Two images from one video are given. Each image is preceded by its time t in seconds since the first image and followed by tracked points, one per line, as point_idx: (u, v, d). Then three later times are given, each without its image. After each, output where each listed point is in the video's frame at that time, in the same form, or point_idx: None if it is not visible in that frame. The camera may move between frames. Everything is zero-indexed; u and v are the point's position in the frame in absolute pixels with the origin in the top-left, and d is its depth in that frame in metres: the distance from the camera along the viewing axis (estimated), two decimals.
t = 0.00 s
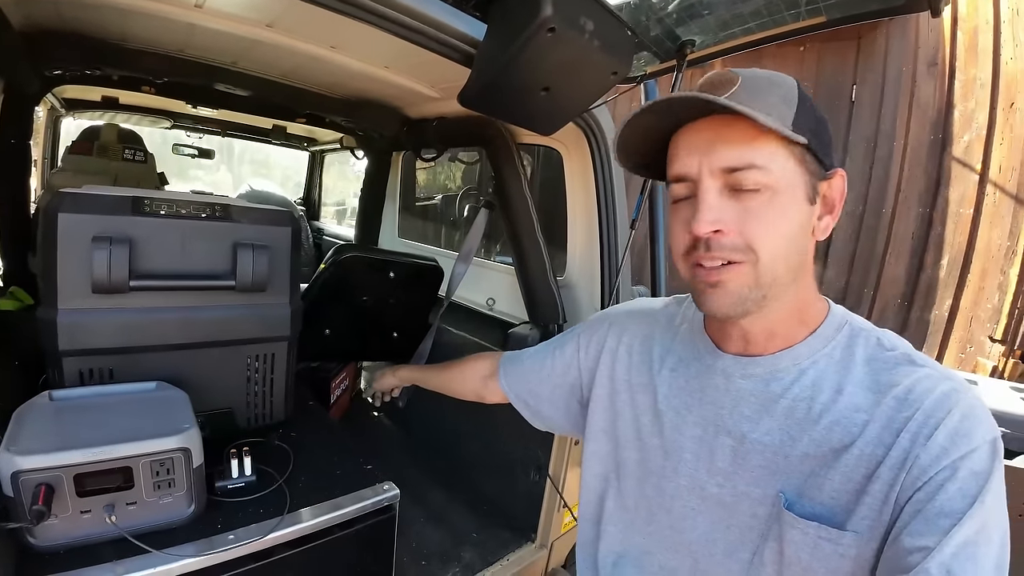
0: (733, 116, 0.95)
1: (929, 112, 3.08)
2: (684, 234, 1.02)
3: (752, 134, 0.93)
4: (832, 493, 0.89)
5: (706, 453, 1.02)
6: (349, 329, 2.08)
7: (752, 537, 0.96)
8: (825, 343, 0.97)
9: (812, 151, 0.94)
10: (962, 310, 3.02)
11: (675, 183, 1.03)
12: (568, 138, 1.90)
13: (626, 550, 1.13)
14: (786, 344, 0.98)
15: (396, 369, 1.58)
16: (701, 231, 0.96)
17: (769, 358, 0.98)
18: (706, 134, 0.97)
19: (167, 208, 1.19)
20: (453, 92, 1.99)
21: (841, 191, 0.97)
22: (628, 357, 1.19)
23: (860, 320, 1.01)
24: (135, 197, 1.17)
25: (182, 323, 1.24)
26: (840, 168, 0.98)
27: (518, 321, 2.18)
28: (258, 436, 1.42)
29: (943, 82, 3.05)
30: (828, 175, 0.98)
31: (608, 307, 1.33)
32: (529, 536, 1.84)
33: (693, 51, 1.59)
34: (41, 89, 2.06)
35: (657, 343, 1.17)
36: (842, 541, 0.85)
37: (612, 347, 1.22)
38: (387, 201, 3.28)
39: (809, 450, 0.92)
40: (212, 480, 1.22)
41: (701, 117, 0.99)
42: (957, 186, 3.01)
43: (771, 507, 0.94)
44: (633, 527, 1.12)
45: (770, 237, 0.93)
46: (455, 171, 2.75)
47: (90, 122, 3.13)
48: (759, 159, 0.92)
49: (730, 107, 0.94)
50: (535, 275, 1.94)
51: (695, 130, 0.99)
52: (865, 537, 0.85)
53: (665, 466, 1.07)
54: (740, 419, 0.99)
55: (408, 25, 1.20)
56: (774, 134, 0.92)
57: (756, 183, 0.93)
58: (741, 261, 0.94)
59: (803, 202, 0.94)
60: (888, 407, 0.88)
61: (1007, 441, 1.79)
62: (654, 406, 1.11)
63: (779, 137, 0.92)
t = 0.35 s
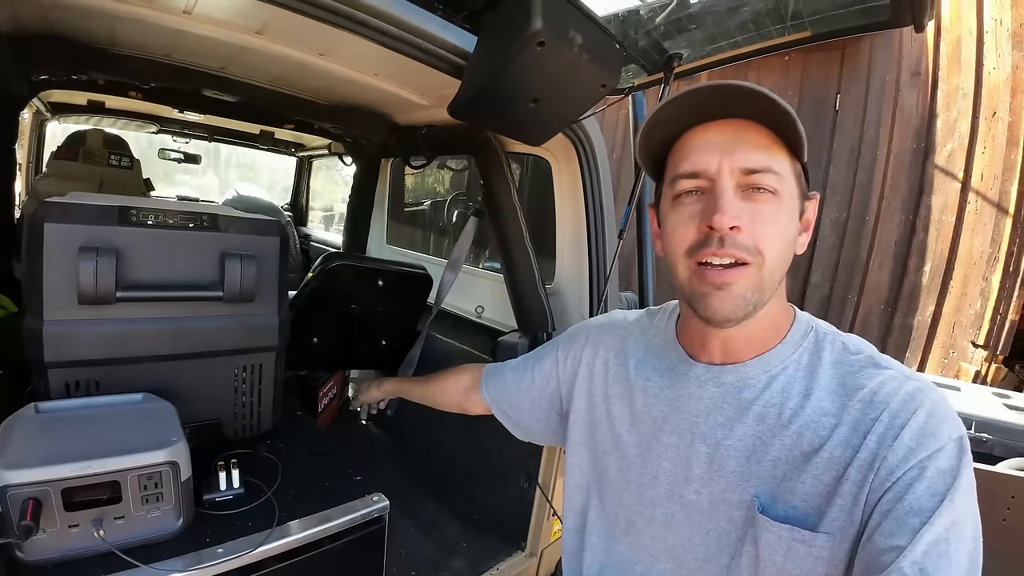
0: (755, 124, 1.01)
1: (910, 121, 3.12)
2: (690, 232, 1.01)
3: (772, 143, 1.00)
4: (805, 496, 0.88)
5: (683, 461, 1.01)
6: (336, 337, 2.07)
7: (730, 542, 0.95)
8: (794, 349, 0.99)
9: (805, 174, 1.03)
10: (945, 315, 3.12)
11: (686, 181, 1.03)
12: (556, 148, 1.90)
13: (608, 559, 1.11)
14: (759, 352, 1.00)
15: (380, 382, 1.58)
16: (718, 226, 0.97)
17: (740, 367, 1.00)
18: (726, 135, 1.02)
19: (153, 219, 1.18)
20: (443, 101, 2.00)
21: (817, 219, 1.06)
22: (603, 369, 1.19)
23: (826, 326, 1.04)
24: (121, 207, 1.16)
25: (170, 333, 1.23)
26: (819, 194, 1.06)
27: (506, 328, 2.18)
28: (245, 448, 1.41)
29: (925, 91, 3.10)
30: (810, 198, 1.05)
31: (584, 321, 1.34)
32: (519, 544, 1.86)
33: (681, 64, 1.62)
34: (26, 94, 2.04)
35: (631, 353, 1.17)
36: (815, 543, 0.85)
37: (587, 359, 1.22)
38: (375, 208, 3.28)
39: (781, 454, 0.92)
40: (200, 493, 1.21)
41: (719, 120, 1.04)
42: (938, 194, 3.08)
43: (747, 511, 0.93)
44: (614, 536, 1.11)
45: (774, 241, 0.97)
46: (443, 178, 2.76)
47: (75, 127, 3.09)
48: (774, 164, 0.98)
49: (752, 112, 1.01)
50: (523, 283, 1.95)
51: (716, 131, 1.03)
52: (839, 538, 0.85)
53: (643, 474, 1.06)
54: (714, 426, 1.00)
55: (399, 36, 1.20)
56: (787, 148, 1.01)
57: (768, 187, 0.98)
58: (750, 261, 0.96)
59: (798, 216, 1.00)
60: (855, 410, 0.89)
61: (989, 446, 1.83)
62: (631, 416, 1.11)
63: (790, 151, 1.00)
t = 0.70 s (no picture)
0: (762, 126, 1.02)
1: (903, 129, 3.20)
2: (694, 232, 1.01)
3: (779, 147, 1.00)
4: (808, 498, 0.88)
5: (685, 463, 1.01)
6: (332, 343, 2.06)
7: (734, 546, 0.94)
8: (796, 351, 0.98)
9: (811, 178, 1.03)
10: (940, 317, 3.18)
11: (692, 181, 1.04)
12: (553, 152, 1.91)
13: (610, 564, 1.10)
14: (760, 354, 1.00)
15: (385, 389, 1.59)
16: (722, 226, 0.97)
17: (743, 369, 0.99)
18: (732, 137, 1.02)
19: (149, 221, 1.17)
20: (440, 106, 2.00)
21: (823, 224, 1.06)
22: (605, 372, 1.18)
23: (829, 328, 1.03)
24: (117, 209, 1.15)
25: (164, 338, 1.21)
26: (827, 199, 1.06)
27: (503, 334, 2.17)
28: (240, 454, 1.39)
29: (917, 98, 3.18)
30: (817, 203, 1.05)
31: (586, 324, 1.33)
32: (518, 551, 1.82)
33: (678, 70, 1.62)
34: (19, 97, 2.02)
35: (633, 356, 1.16)
36: (818, 545, 0.84)
37: (589, 362, 1.21)
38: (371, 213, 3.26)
39: (784, 456, 0.92)
40: (194, 500, 1.18)
41: (726, 122, 1.04)
42: (932, 199, 3.18)
43: (750, 514, 0.93)
44: (616, 541, 1.10)
45: (777, 243, 0.97)
46: (439, 184, 2.75)
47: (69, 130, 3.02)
48: (779, 167, 0.98)
49: (759, 116, 1.01)
50: (520, 288, 1.94)
51: (722, 133, 1.03)
52: (842, 539, 0.84)
53: (646, 478, 1.05)
54: (716, 429, 0.99)
55: (398, 39, 1.20)
56: (794, 152, 1.01)
57: (773, 190, 0.98)
58: (752, 263, 0.96)
59: (802, 219, 1.00)
60: (858, 412, 0.88)
61: (986, 448, 1.84)
62: (633, 419, 1.10)
63: (797, 155, 1.00)
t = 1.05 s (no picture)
0: (772, 138, 0.98)
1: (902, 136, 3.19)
2: (702, 247, 1.01)
3: (790, 158, 0.97)
4: (819, 499, 0.87)
5: (694, 463, 1.00)
6: (334, 343, 2.05)
7: (743, 546, 0.93)
8: (807, 352, 0.98)
9: (825, 182, 1.01)
10: (940, 323, 3.19)
11: (699, 194, 1.02)
12: (557, 154, 1.91)
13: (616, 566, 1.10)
14: (771, 356, 0.99)
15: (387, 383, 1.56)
16: (729, 245, 0.96)
17: (753, 369, 0.99)
18: (741, 149, 0.99)
19: (153, 217, 1.16)
20: (443, 107, 2.00)
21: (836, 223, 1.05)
22: (613, 371, 1.17)
23: (839, 329, 1.03)
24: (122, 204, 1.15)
25: (166, 335, 1.21)
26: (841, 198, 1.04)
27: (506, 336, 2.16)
28: (241, 454, 1.38)
29: (919, 103, 3.19)
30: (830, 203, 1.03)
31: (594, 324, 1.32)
32: (519, 556, 1.80)
33: (682, 72, 1.62)
34: (23, 93, 2.02)
35: (641, 356, 1.15)
36: (829, 545, 0.84)
37: (596, 362, 1.20)
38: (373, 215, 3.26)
39: (794, 455, 0.91)
40: (194, 498, 1.17)
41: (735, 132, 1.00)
42: (933, 204, 3.18)
43: (759, 515, 0.92)
44: (623, 541, 1.09)
45: (786, 258, 0.96)
46: (441, 186, 2.75)
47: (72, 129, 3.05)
48: (789, 180, 0.96)
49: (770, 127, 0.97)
50: (523, 290, 1.94)
51: (731, 145, 1.00)
52: (853, 540, 0.83)
53: (654, 478, 1.04)
54: (726, 429, 0.98)
55: (404, 38, 1.20)
56: (806, 160, 0.98)
57: (784, 203, 0.96)
58: (760, 280, 0.95)
59: (814, 227, 0.99)
60: (869, 412, 0.88)
61: (990, 452, 1.84)
62: (641, 418, 1.09)
63: (809, 164, 0.98)
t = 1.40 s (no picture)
0: (765, 129, 0.98)
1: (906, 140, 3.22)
2: (697, 237, 1.03)
3: (784, 150, 0.97)
4: (827, 490, 0.88)
5: (702, 455, 1.01)
6: (339, 338, 2.07)
7: (751, 538, 0.95)
8: (815, 344, 0.99)
9: (830, 172, 0.99)
10: (940, 326, 3.20)
11: (695, 185, 1.05)
12: (563, 153, 1.93)
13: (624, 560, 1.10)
14: (777, 349, 1.00)
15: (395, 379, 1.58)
16: (718, 237, 0.98)
17: (762, 362, 1.00)
18: (733, 142, 1.00)
19: (167, 204, 1.19)
20: (450, 105, 2.02)
21: (848, 215, 1.04)
22: (619, 365, 1.18)
23: (847, 322, 1.04)
24: (136, 192, 1.18)
25: (177, 321, 1.22)
26: (853, 189, 1.03)
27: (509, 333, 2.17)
28: (249, 443, 1.39)
29: (919, 108, 3.21)
30: (840, 195, 1.03)
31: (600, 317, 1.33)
32: (522, 551, 1.81)
33: (689, 71, 1.64)
34: (34, 86, 2.04)
35: (648, 349, 1.17)
36: (837, 536, 0.85)
37: (602, 356, 1.22)
38: (378, 213, 3.27)
39: (802, 447, 0.92)
40: (203, 485, 1.19)
41: (728, 126, 1.01)
42: (934, 208, 3.20)
43: (767, 507, 0.93)
44: (630, 534, 1.10)
45: (779, 250, 0.96)
46: (446, 185, 2.77)
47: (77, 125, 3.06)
48: (783, 172, 0.96)
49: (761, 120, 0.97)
50: (528, 286, 1.95)
51: (723, 138, 1.01)
52: (861, 530, 0.84)
53: (661, 471, 1.05)
54: (734, 421, 0.99)
55: (419, 33, 1.22)
56: (802, 151, 0.96)
57: (778, 195, 0.97)
58: (752, 272, 0.96)
59: (816, 218, 0.99)
60: (877, 404, 0.89)
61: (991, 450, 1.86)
62: (648, 412, 1.11)
63: (806, 155, 0.96)
